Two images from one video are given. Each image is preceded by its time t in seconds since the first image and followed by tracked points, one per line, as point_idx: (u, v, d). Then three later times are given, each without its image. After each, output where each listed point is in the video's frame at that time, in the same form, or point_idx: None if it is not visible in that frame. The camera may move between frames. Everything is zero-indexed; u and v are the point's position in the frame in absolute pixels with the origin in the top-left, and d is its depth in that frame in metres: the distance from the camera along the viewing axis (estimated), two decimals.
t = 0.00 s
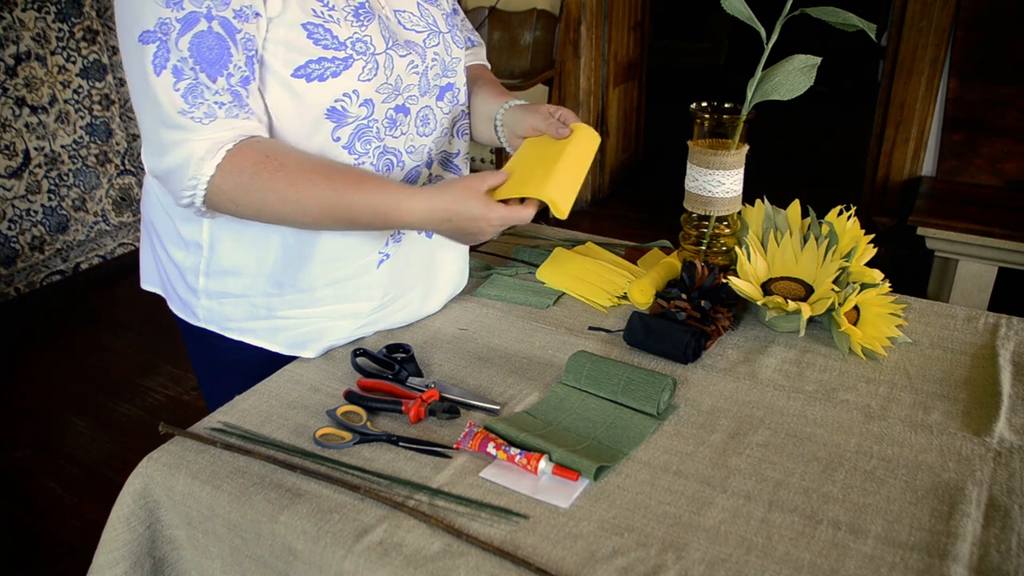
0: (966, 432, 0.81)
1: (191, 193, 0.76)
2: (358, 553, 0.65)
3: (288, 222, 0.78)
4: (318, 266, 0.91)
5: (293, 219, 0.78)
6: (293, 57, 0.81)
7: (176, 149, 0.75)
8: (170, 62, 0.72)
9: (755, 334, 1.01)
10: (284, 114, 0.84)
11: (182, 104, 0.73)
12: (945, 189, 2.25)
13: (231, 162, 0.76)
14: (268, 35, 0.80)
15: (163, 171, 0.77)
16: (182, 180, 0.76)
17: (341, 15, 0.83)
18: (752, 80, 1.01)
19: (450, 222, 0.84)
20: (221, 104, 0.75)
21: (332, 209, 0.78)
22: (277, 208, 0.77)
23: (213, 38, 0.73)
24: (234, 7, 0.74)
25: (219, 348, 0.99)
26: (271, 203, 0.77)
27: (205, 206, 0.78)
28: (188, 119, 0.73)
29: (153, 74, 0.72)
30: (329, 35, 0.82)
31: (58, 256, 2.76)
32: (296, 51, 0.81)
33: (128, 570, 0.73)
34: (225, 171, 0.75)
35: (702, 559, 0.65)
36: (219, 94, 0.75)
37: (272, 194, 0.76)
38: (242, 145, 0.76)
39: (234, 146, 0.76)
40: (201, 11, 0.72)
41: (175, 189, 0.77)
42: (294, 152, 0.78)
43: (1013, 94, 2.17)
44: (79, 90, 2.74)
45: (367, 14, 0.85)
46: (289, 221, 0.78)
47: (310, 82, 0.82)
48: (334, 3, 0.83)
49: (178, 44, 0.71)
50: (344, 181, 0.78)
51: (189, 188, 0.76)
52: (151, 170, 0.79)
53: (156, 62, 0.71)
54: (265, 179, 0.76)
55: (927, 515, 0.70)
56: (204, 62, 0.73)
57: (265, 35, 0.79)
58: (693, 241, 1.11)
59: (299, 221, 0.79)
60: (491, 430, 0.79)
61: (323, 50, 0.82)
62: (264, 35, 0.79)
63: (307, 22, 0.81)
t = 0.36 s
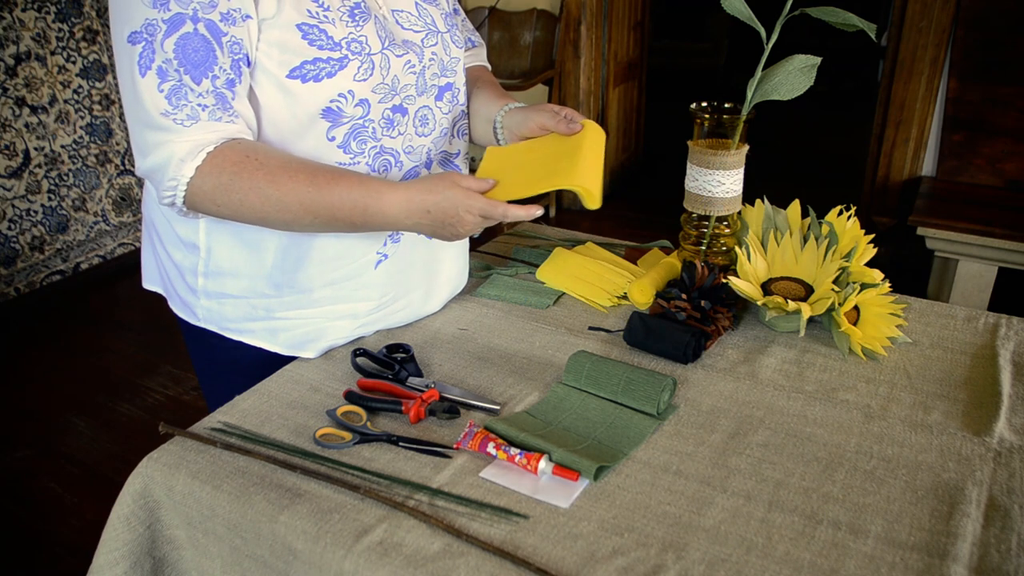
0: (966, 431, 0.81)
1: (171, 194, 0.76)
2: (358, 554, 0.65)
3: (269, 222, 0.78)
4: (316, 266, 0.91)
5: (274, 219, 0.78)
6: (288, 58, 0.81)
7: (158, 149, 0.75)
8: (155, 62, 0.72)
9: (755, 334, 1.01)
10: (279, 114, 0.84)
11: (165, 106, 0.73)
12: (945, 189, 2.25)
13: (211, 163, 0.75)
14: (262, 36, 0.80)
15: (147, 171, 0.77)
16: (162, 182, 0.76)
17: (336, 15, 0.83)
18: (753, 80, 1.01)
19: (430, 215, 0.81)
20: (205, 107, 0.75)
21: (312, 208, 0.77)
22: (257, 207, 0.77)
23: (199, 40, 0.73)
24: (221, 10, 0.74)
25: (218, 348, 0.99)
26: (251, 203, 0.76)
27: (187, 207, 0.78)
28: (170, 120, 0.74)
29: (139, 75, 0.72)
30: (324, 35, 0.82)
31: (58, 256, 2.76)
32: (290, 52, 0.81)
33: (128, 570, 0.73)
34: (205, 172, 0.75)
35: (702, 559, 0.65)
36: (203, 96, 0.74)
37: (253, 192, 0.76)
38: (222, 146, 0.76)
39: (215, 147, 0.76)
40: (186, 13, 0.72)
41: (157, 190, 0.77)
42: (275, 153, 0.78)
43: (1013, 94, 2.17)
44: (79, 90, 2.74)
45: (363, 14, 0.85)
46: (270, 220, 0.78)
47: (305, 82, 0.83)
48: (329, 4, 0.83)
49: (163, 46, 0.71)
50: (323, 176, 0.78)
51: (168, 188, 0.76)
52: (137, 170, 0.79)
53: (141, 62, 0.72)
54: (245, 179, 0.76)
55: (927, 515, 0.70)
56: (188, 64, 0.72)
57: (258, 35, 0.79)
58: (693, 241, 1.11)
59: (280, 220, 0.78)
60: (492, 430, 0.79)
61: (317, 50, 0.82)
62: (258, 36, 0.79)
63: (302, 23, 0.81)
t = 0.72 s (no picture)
0: (966, 431, 0.81)
1: (162, 195, 0.76)
2: (358, 554, 0.65)
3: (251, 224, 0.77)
4: (315, 266, 0.92)
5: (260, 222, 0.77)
6: (285, 58, 0.81)
7: (150, 150, 0.74)
8: (147, 63, 0.72)
9: (755, 334, 1.01)
10: (275, 115, 0.84)
11: (156, 106, 0.73)
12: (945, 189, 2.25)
13: (198, 164, 0.74)
14: (258, 36, 0.79)
15: (140, 170, 0.77)
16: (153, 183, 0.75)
17: (333, 15, 0.83)
18: (752, 80, 1.01)
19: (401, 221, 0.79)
20: (196, 108, 0.74)
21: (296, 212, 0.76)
22: (240, 209, 0.76)
23: (190, 41, 0.73)
24: (213, 11, 0.74)
25: (217, 348, 0.99)
26: (236, 206, 0.75)
27: (178, 207, 0.78)
28: (160, 121, 0.73)
29: (131, 75, 0.72)
30: (321, 35, 0.82)
31: (58, 256, 2.76)
32: (288, 52, 0.81)
33: (128, 570, 0.73)
34: (191, 175, 0.74)
35: (702, 559, 0.65)
36: (194, 98, 0.74)
37: (235, 195, 0.75)
38: (209, 147, 0.75)
39: (200, 148, 0.75)
40: (179, 14, 0.72)
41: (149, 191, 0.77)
42: (260, 152, 0.77)
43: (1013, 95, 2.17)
44: (79, 90, 2.74)
45: (360, 14, 0.85)
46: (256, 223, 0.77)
47: (302, 83, 0.82)
48: (326, 4, 0.83)
49: (155, 46, 0.71)
50: (306, 180, 0.76)
51: (159, 189, 0.75)
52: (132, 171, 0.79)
53: (134, 63, 0.72)
54: (228, 182, 0.75)
55: (927, 515, 0.70)
56: (180, 65, 0.72)
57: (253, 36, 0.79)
58: (693, 241, 1.11)
59: (265, 223, 0.77)
60: (492, 430, 0.80)
61: (314, 50, 0.82)
62: (253, 36, 0.79)
63: (299, 23, 0.81)
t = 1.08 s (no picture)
0: (966, 432, 0.81)
1: (160, 193, 0.76)
2: (358, 554, 0.65)
3: (256, 217, 0.76)
4: (312, 266, 0.92)
5: (261, 216, 0.77)
6: (282, 56, 0.81)
7: (146, 148, 0.74)
8: (143, 61, 0.72)
9: (755, 334, 1.01)
10: (272, 114, 0.84)
11: (152, 104, 0.73)
12: (945, 189, 2.25)
13: (197, 162, 0.74)
14: (255, 34, 0.79)
15: (137, 169, 0.77)
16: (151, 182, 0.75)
17: (331, 14, 0.83)
18: (753, 80, 1.01)
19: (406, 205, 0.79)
20: (192, 106, 0.74)
21: (297, 204, 0.76)
22: (244, 202, 0.76)
23: (187, 39, 0.73)
24: (210, 9, 0.74)
25: (216, 348, 0.99)
26: (236, 199, 0.75)
27: (176, 205, 0.78)
28: (157, 119, 0.73)
29: (127, 73, 0.72)
30: (318, 34, 0.82)
31: (58, 256, 2.76)
32: (285, 51, 0.81)
33: (128, 570, 0.73)
34: (190, 170, 0.74)
35: (702, 559, 0.65)
36: (190, 96, 0.74)
37: (238, 188, 0.75)
38: (209, 143, 0.75)
39: (202, 145, 0.75)
40: (175, 11, 0.72)
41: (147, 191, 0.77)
42: (262, 150, 0.77)
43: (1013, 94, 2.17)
44: (79, 90, 2.74)
45: (358, 13, 0.85)
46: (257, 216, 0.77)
47: (299, 81, 0.82)
48: (324, 3, 0.82)
49: (152, 44, 0.71)
50: (307, 171, 0.77)
51: (157, 187, 0.75)
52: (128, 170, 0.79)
53: (129, 60, 0.72)
54: (229, 175, 0.75)
55: (927, 515, 0.70)
56: (176, 63, 0.72)
57: (250, 34, 0.79)
58: (693, 241, 1.11)
59: (266, 218, 0.77)
60: (492, 430, 0.80)
61: (311, 49, 0.82)
62: (251, 34, 0.79)
63: (297, 21, 0.80)
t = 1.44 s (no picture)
0: (966, 431, 0.81)
1: (157, 191, 0.76)
2: (358, 554, 0.65)
3: (246, 210, 0.75)
4: (314, 265, 0.92)
5: (253, 213, 0.76)
6: (282, 56, 0.81)
7: (145, 148, 0.75)
8: (144, 61, 0.72)
9: (755, 334, 1.01)
10: (273, 113, 0.84)
11: (152, 104, 0.73)
12: (945, 189, 2.25)
13: (192, 158, 0.74)
14: (255, 34, 0.79)
15: (136, 168, 0.77)
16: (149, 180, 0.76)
17: (331, 14, 0.83)
18: (753, 80, 1.01)
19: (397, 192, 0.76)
20: (191, 105, 0.74)
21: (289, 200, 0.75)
22: (235, 195, 0.75)
23: (187, 38, 0.73)
24: (209, 9, 0.74)
25: (216, 348, 0.99)
26: (229, 195, 0.75)
27: (173, 204, 0.77)
28: (157, 119, 0.73)
29: (127, 74, 0.72)
30: (319, 34, 0.82)
31: (58, 256, 2.76)
32: (285, 51, 0.81)
33: (128, 570, 0.73)
34: (185, 167, 0.74)
35: (702, 558, 0.65)
36: (190, 96, 0.74)
37: (230, 180, 0.74)
38: (207, 140, 0.75)
39: (199, 143, 0.75)
40: (175, 12, 0.72)
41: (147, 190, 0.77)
42: (259, 150, 0.77)
43: (1013, 94, 2.16)
44: (78, 90, 2.74)
45: (358, 13, 0.85)
46: (249, 213, 0.76)
47: (300, 81, 0.82)
48: (324, 2, 0.82)
49: (152, 44, 0.71)
50: (301, 167, 0.77)
51: (154, 184, 0.75)
52: (129, 173, 0.79)
53: (130, 61, 0.72)
54: (223, 171, 0.74)
55: (927, 515, 0.70)
56: (175, 63, 0.72)
57: (251, 34, 0.79)
58: (693, 241, 1.11)
59: (258, 215, 0.76)
60: (492, 430, 0.80)
61: (312, 49, 0.82)
62: (251, 34, 0.79)
63: (297, 21, 0.81)
